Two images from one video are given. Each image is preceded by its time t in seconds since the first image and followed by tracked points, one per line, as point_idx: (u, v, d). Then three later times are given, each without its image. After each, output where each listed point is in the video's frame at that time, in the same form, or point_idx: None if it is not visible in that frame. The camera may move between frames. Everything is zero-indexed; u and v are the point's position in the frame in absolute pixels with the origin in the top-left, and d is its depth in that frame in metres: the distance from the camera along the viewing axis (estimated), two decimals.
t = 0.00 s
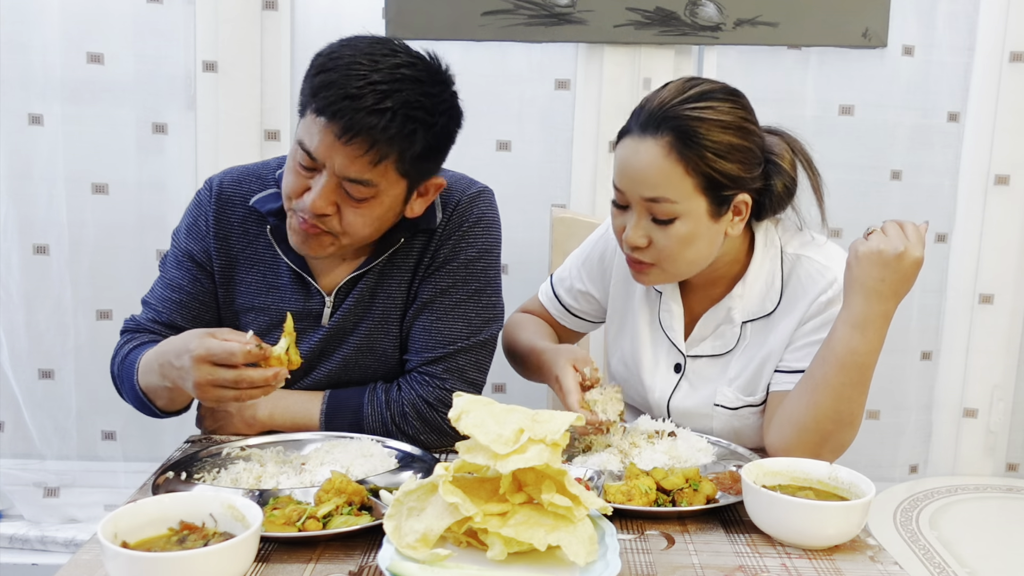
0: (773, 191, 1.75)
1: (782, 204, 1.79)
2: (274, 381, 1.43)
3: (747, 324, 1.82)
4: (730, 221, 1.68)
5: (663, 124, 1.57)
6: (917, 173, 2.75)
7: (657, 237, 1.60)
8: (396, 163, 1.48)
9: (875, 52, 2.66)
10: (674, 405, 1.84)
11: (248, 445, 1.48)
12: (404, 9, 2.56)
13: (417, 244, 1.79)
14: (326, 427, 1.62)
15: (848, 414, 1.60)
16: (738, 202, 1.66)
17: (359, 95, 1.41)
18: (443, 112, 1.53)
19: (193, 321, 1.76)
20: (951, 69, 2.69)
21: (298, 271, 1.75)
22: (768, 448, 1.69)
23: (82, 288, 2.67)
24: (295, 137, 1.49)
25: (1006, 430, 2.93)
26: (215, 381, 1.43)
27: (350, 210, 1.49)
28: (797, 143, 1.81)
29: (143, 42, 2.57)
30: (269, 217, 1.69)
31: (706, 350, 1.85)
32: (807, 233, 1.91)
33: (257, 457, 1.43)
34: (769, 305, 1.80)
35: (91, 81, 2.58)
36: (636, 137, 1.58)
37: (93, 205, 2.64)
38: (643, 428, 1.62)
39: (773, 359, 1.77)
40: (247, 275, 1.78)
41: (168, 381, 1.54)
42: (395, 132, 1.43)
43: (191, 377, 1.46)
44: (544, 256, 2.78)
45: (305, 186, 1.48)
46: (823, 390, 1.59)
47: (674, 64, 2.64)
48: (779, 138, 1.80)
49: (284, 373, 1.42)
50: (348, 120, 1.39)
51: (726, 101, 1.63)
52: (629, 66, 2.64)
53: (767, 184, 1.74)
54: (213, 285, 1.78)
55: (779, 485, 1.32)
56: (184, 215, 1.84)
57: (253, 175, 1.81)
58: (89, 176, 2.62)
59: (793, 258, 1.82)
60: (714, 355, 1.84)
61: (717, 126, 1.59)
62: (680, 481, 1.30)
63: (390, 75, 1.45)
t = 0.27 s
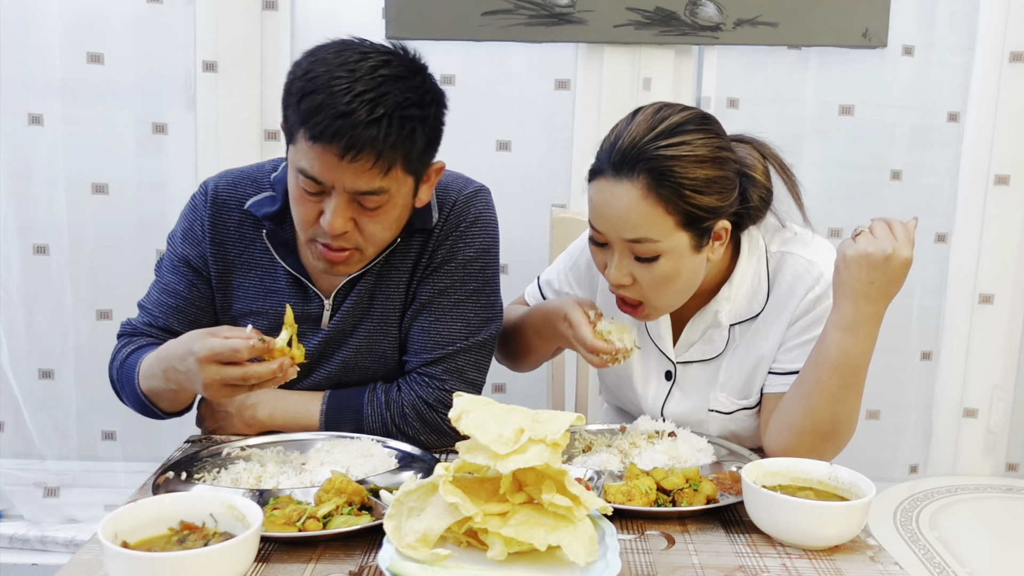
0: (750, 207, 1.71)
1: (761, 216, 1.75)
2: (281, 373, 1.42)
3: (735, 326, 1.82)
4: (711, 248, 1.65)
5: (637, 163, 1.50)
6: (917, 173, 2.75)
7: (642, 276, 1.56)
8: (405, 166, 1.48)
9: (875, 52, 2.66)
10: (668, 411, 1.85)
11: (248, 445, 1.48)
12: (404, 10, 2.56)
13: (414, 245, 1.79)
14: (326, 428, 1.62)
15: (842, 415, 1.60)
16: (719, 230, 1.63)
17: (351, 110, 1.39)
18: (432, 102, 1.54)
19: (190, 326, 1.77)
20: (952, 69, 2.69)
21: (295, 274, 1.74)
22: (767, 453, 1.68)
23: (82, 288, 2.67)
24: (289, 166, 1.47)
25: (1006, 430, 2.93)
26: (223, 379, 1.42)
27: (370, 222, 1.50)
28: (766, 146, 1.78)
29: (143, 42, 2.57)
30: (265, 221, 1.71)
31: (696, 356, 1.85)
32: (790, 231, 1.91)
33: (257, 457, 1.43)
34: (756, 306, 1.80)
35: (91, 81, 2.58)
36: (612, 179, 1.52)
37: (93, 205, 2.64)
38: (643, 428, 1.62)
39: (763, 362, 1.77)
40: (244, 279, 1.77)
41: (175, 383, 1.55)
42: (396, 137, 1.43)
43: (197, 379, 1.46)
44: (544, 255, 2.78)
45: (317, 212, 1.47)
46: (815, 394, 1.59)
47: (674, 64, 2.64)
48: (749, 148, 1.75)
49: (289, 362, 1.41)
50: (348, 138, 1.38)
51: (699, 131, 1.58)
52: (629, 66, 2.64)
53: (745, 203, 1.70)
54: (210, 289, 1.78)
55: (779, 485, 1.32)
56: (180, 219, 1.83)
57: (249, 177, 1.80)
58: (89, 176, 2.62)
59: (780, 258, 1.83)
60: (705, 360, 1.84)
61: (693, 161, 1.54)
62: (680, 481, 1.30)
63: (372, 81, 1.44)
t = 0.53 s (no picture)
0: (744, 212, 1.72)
1: (755, 220, 1.75)
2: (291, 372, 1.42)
3: (732, 327, 1.82)
4: (710, 255, 1.65)
5: (637, 176, 1.49)
6: (917, 173, 2.75)
7: (641, 287, 1.56)
8: (398, 163, 1.48)
9: (875, 52, 2.66)
10: (667, 414, 1.85)
11: (248, 445, 1.48)
12: (404, 10, 2.56)
13: (409, 246, 1.79)
14: (326, 428, 1.62)
15: (842, 415, 1.60)
16: (717, 239, 1.63)
17: (338, 112, 1.39)
18: (416, 94, 1.54)
19: (190, 333, 1.77)
20: (952, 69, 2.69)
21: (291, 278, 1.74)
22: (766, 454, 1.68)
23: (82, 288, 2.68)
24: (281, 172, 1.48)
25: (1006, 430, 2.93)
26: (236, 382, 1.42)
27: (367, 222, 1.50)
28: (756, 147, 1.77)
29: (143, 42, 2.57)
30: (259, 226, 1.71)
31: (693, 358, 1.85)
32: (782, 230, 1.92)
33: (257, 458, 1.43)
34: (753, 307, 1.80)
35: (91, 81, 2.58)
36: (611, 192, 1.50)
37: (93, 205, 2.63)
38: (643, 428, 1.63)
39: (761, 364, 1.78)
40: (241, 283, 1.78)
41: (186, 389, 1.55)
42: (386, 134, 1.43)
43: (210, 383, 1.46)
44: (544, 255, 2.78)
45: (314, 217, 1.47)
46: (813, 394, 1.59)
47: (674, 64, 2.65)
48: (741, 151, 1.75)
49: (298, 359, 1.41)
50: (339, 140, 1.38)
51: (695, 142, 1.57)
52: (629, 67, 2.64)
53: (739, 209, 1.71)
54: (207, 295, 1.78)
55: (779, 485, 1.32)
56: (173, 226, 1.83)
57: (242, 181, 1.80)
58: (89, 176, 2.62)
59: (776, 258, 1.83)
60: (702, 362, 1.85)
61: (693, 173, 1.54)
62: (680, 481, 1.30)
63: (354, 81, 1.44)
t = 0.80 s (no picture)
0: (746, 214, 1.71)
1: (756, 224, 1.75)
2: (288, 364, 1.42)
3: (734, 327, 1.82)
4: (712, 264, 1.66)
5: (633, 196, 1.48)
6: (917, 173, 2.75)
7: (642, 300, 1.57)
8: (390, 163, 1.48)
9: (875, 52, 2.66)
10: (669, 415, 1.86)
11: (248, 445, 1.48)
12: (404, 10, 2.56)
13: (408, 246, 1.79)
14: (326, 428, 1.62)
15: (842, 415, 1.60)
16: (718, 247, 1.63)
17: (331, 109, 1.39)
18: (412, 96, 1.54)
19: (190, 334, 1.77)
20: (951, 69, 2.69)
21: (290, 278, 1.74)
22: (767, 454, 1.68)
23: (82, 288, 2.67)
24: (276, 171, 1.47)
25: (1007, 430, 2.93)
26: (233, 373, 1.42)
27: (358, 221, 1.50)
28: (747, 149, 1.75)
29: (143, 42, 2.57)
30: (258, 226, 1.71)
31: (695, 358, 1.85)
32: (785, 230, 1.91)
33: (257, 458, 1.43)
34: (755, 308, 1.80)
35: (91, 81, 2.58)
36: (609, 212, 1.50)
37: (93, 205, 2.63)
38: (643, 428, 1.63)
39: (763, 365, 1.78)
40: (240, 284, 1.78)
41: (185, 382, 1.54)
42: (378, 134, 1.42)
43: (207, 374, 1.46)
44: (544, 255, 2.78)
45: (306, 214, 1.47)
46: (814, 394, 1.59)
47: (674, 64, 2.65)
48: (741, 154, 1.72)
49: (298, 352, 1.42)
50: (329, 138, 1.38)
51: (694, 155, 1.55)
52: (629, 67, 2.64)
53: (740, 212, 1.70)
54: (206, 297, 1.78)
55: (779, 485, 1.32)
56: (171, 228, 1.83)
57: (239, 182, 1.80)
58: (89, 176, 2.62)
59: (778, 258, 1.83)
60: (704, 363, 1.84)
61: (690, 189, 1.52)
62: (680, 481, 1.30)
63: (349, 80, 1.44)
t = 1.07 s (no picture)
0: (749, 213, 1.71)
1: (757, 222, 1.75)
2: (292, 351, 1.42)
3: (737, 327, 1.82)
4: (716, 264, 1.66)
5: (631, 203, 1.48)
6: (917, 174, 2.75)
7: (647, 302, 1.58)
8: (389, 162, 1.48)
9: (875, 52, 2.66)
10: (670, 414, 1.86)
11: (249, 445, 1.48)
12: (404, 10, 2.56)
13: (408, 246, 1.78)
14: (326, 428, 1.63)
15: (842, 415, 1.60)
16: (721, 247, 1.63)
17: (331, 108, 1.39)
18: (412, 95, 1.54)
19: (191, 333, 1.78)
20: (951, 68, 2.69)
21: (290, 278, 1.74)
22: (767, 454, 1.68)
23: (82, 288, 2.67)
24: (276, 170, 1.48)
25: (1007, 430, 2.93)
26: (237, 357, 1.42)
27: (358, 220, 1.50)
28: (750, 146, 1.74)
29: (143, 42, 2.57)
30: (258, 226, 1.71)
31: (698, 357, 1.85)
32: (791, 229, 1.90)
33: (257, 458, 1.43)
34: (758, 307, 1.80)
35: (90, 81, 2.58)
36: (608, 220, 1.51)
37: (92, 205, 2.63)
38: (643, 428, 1.63)
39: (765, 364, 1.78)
40: (240, 283, 1.78)
41: (189, 370, 1.55)
42: (377, 131, 1.42)
43: (212, 358, 1.46)
44: (544, 255, 2.77)
45: (305, 212, 1.47)
46: (814, 393, 1.60)
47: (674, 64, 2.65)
48: (741, 152, 1.71)
49: (302, 338, 1.41)
50: (329, 136, 1.38)
51: (693, 157, 1.55)
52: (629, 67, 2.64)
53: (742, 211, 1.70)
54: (207, 296, 1.79)
55: (779, 485, 1.32)
56: (172, 227, 1.83)
57: (240, 182, 1.80)
58: (89, 176, 2.62)
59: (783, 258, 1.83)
60: (706, 361, 1.85)
61: (690, 193, 1.52)
62: (680, 481, 1.30)
63: (350, 78, 1.44)
